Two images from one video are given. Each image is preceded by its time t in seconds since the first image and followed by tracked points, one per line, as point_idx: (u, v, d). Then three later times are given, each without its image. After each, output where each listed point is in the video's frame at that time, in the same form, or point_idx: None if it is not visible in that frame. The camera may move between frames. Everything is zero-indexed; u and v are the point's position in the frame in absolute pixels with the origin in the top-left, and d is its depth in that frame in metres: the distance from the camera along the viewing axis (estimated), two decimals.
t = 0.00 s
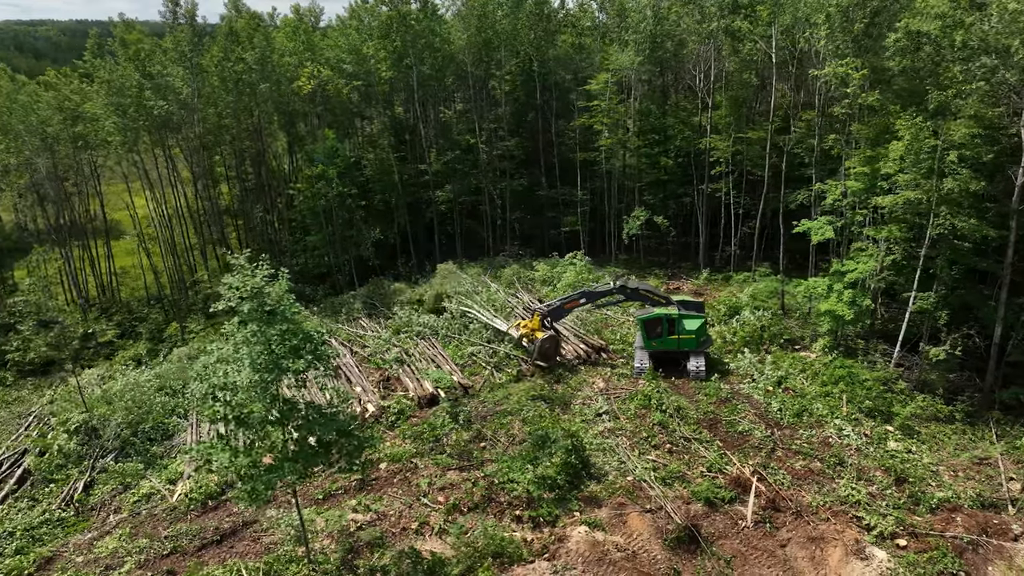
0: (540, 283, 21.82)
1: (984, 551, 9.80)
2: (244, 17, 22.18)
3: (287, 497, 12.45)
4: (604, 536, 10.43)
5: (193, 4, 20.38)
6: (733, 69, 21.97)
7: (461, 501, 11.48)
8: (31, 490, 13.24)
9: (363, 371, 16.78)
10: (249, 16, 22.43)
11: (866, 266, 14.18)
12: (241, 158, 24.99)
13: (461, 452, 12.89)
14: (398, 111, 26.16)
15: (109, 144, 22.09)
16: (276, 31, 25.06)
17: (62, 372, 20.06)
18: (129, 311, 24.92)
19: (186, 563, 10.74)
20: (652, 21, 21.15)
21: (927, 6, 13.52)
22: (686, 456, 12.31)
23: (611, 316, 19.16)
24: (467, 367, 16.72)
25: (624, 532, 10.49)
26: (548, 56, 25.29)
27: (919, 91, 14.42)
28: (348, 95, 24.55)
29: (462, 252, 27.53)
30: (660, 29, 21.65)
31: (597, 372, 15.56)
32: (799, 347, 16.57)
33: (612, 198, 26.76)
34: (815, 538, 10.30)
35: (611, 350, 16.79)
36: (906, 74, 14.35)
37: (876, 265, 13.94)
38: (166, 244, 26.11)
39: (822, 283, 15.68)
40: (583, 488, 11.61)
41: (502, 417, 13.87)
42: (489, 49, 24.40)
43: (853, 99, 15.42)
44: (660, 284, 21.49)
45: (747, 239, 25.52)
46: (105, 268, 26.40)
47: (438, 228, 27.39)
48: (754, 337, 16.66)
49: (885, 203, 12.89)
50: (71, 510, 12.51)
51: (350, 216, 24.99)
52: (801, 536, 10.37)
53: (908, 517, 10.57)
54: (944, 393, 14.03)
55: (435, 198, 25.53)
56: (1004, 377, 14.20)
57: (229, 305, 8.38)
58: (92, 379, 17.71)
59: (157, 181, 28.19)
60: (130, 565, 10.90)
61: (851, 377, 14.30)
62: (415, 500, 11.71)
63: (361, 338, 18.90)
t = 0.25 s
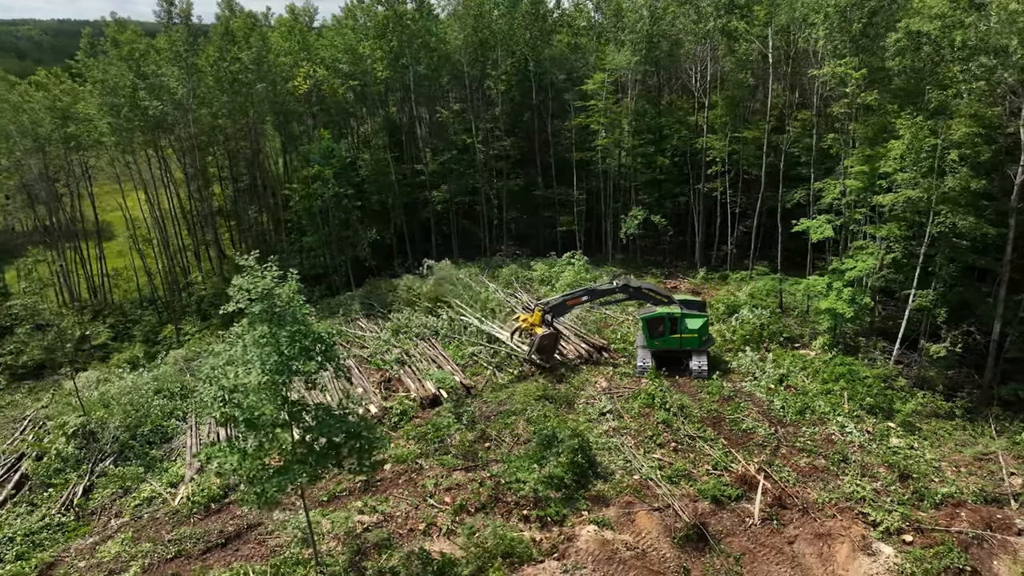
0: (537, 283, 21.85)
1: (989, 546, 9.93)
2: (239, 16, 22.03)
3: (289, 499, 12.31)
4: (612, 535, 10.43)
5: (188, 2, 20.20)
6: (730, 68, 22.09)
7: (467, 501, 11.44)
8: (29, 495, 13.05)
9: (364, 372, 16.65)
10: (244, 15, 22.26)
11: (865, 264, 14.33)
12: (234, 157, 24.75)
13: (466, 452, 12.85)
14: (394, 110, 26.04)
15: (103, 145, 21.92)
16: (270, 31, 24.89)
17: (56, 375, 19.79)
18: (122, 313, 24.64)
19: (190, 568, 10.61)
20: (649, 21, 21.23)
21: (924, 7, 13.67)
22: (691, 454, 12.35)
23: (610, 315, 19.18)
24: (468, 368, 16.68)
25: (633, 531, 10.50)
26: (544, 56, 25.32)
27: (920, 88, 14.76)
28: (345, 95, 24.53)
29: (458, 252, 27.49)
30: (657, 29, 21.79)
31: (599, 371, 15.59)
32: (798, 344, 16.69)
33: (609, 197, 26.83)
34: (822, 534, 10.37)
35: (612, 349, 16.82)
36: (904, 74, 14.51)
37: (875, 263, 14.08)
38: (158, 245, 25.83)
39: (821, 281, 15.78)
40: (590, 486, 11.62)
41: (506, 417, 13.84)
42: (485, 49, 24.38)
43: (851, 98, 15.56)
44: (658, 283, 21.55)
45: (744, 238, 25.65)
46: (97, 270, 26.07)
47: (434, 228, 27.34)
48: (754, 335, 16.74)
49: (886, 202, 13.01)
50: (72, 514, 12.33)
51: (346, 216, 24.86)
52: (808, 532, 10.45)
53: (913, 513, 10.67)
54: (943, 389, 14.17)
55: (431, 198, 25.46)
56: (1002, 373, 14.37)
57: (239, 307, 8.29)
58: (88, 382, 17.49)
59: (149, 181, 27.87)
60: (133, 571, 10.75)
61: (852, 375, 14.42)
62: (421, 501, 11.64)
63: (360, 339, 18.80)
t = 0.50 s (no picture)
0: (535, 283, 21.84)
1: (995, 540, 10.05)
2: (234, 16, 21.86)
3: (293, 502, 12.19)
4: (622, 534, 10.44)
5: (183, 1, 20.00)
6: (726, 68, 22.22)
7: (475, 502, 11.39)
8: (28, 500, 12.84)
9: (366, 374, 16.48)
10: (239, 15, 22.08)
11: (865, 262, 14.46)
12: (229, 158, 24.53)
13: (471, 452, 12.80)
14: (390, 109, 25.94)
15: (95, 146, 21.49)
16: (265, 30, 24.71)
17: (50, 378, 19.50)
18: (115, 315, 24.34)
19: (195, 572, 10.48)
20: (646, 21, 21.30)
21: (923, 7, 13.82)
22: (696, 453, 12.38)
23: (610, 314, 19.22)
24: (469, 368, 16.63)
25: (643, 530, 10.52)
26: (540, 56, 25.34)
27: (919, 87, 14.98)
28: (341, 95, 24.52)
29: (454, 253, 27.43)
30: (653, 29, 21.87)
31: (602, 370, 15.60)
32: (798, 342, 16.79)
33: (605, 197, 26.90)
34: (829, 531, 10.45)
35: (613, 348, 16.84)
36: (904, 74, 14.63)
37: (875, 261, 14.21)
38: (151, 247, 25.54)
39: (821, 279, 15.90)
40: (597, 486, 11.63)
41: (510, 416, 13.82)
42: (481, 49, 24.36)
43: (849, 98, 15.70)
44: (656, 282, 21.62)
45: (740, 237, 25.78)
46: (88, 272, 25.72)
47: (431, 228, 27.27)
48: (755, 334, 16.82)
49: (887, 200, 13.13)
50: (72, 519, 12.14)
51: (342, 217, 24.72)
52: (816, 529, 10.53)
53: (919, 508, 10.78)
54: (943, 386, 14.32)
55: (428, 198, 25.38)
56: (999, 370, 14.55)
57: (250, 309, 8.22)
58: (84, 386, 17.24)
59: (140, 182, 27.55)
60: None
61: (853, 372, 14.54)
62: (428, 502, 11.57)
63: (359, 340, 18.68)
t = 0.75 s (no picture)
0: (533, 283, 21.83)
1: (1000, 534, 10.18)
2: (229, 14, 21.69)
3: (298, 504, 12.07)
4: (632, 532, 10.45)
5: None
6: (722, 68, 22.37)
7: (483, 502, 11.34)
8: (27, 505, 12.63)
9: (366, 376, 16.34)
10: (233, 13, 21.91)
11: (865, 260, 14.59)
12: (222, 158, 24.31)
13: (477, 453, 12.76)
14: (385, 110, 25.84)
15: (87, 146, 21.19)
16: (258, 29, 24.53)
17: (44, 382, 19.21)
18: (108, 318, 24.03)
19: None
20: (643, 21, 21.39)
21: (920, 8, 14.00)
22: (702, 450, 12.42)
23: (609, 314, 19.25)
24: (470, 368, 16.57)
25: (652, 528, 10.54)
26: (536, 56, 25.37)
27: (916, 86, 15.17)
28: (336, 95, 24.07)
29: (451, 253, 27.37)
30: (648, 29, 22.00)
31: (604, 369, 15.62)
32: (797, 340, 16.92)
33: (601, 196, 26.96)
34: (837, 527, 10.52)
35: (615, 347, 16.86)
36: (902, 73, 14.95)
37: (875, 259, 14.35)
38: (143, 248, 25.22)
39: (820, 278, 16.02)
40: (605, 484, 11.63)
41: (514, 416, 13.79)
42: (477, 48, 24.34)
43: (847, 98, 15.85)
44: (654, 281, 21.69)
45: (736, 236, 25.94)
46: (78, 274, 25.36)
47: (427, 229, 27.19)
48: (755, 332, 16.90)
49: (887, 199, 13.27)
50: (73, 524, 11.95)
51: (338, 217, 24.57)
52: (823, 525, 10.59)
53: (924, 504, 10.89)
54: (942, 382, 14.48)
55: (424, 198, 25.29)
56: (997, 366, 14.74)
57: (262, 310, 8.14)
58: (79, 389, 17.00)
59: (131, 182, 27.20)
60: None
61: (854, 369, 14.65)
62: (436, 502, 11.50)
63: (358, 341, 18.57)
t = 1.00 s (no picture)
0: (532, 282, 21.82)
1: (1006, 528, 10.31)
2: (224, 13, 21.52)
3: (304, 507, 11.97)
4: (643, 530, 10.47)
5: None
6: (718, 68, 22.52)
7: (492, 502, 11.30)
8: (27, 511, 12.44)
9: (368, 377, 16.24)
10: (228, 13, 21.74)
11: (865, 258, 14.73)
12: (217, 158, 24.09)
13: (483, 453, 12.72)
14: (381, 110, 25.74)
15: (80, 147, 20.90)
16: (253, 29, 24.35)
17: (37, 386, 18.91)
18: (100, 320, 23.69)
19: None
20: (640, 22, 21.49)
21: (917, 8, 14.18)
22: (708, 448, 12.47)
23: (609, 313, 19.31)
24: (473, 368, 16.53)
25: (663, 526, 10.56)
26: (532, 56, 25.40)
27: (912, 86, 15.37)
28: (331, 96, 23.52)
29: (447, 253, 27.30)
30: (644, 29, 22.12)
31: (607, 369, 15.65)
32: (797, 338, 17.04)
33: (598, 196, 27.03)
34: (845, 523, 10.60)
35: (617, 346, 16.89)
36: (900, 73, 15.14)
37: (875, 257, 14.49)
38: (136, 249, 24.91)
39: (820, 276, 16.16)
40: (613, 483, 11.64)
41: (520, 416, 13.77)
42: (474, 48, 24.32)
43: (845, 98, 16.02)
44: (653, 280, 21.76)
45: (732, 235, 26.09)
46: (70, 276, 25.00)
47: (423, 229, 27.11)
48: (756, 330, 17.00)
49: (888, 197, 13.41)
50: (75, 530, 11.77)
51: (334, 217, 24.42)
52: (832, 521, 10.66)
53: (930, 498, 11.00)
54: (942, 378, 14.64)
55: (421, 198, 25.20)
56: (995, 362, 14.94)
57: (277, 311, 8.08)
58: (75, 393, 16.75)
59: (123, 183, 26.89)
60: None
61: (855, 366, 14.78)
62: (444, 503, 11.42)
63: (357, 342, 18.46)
